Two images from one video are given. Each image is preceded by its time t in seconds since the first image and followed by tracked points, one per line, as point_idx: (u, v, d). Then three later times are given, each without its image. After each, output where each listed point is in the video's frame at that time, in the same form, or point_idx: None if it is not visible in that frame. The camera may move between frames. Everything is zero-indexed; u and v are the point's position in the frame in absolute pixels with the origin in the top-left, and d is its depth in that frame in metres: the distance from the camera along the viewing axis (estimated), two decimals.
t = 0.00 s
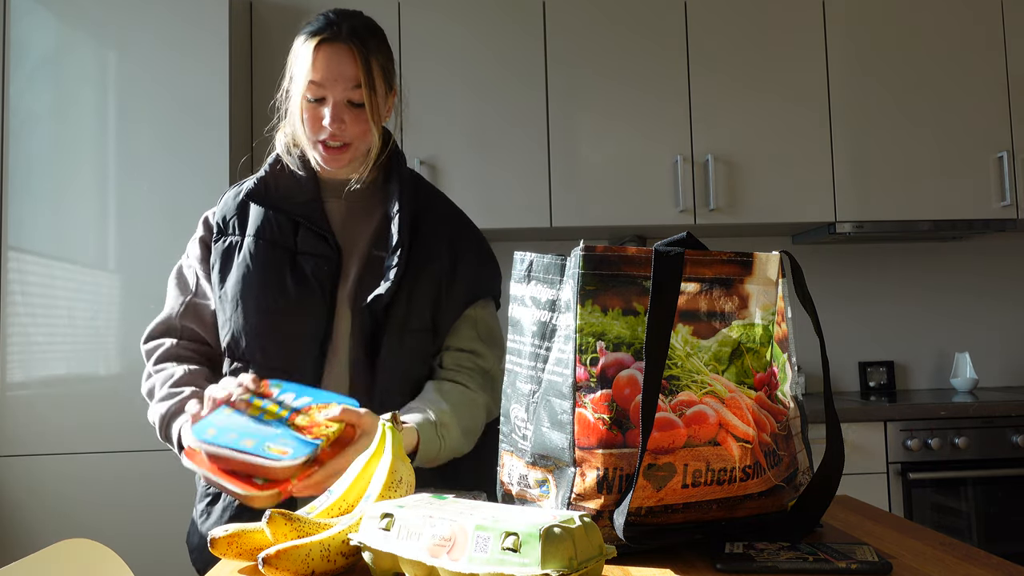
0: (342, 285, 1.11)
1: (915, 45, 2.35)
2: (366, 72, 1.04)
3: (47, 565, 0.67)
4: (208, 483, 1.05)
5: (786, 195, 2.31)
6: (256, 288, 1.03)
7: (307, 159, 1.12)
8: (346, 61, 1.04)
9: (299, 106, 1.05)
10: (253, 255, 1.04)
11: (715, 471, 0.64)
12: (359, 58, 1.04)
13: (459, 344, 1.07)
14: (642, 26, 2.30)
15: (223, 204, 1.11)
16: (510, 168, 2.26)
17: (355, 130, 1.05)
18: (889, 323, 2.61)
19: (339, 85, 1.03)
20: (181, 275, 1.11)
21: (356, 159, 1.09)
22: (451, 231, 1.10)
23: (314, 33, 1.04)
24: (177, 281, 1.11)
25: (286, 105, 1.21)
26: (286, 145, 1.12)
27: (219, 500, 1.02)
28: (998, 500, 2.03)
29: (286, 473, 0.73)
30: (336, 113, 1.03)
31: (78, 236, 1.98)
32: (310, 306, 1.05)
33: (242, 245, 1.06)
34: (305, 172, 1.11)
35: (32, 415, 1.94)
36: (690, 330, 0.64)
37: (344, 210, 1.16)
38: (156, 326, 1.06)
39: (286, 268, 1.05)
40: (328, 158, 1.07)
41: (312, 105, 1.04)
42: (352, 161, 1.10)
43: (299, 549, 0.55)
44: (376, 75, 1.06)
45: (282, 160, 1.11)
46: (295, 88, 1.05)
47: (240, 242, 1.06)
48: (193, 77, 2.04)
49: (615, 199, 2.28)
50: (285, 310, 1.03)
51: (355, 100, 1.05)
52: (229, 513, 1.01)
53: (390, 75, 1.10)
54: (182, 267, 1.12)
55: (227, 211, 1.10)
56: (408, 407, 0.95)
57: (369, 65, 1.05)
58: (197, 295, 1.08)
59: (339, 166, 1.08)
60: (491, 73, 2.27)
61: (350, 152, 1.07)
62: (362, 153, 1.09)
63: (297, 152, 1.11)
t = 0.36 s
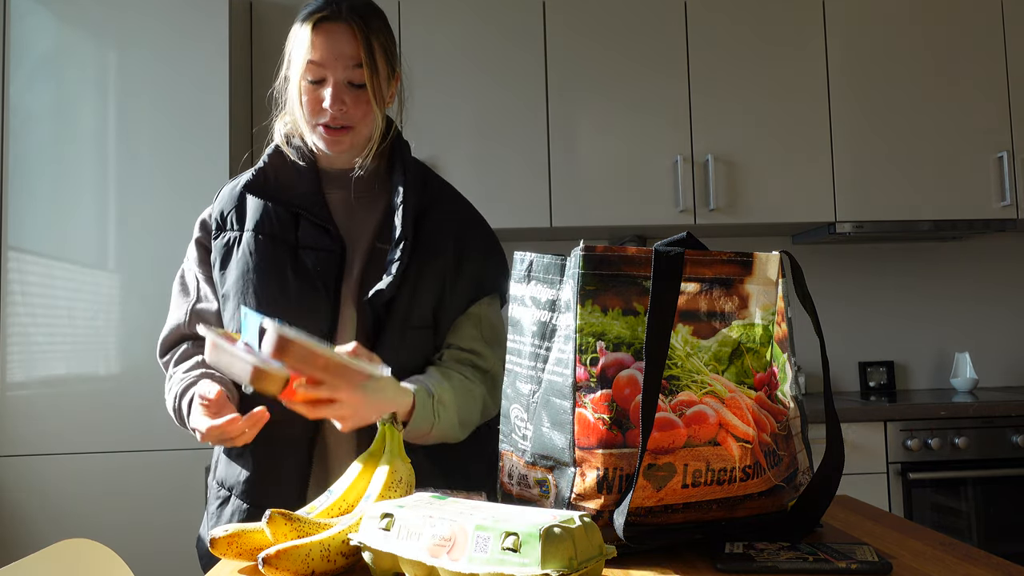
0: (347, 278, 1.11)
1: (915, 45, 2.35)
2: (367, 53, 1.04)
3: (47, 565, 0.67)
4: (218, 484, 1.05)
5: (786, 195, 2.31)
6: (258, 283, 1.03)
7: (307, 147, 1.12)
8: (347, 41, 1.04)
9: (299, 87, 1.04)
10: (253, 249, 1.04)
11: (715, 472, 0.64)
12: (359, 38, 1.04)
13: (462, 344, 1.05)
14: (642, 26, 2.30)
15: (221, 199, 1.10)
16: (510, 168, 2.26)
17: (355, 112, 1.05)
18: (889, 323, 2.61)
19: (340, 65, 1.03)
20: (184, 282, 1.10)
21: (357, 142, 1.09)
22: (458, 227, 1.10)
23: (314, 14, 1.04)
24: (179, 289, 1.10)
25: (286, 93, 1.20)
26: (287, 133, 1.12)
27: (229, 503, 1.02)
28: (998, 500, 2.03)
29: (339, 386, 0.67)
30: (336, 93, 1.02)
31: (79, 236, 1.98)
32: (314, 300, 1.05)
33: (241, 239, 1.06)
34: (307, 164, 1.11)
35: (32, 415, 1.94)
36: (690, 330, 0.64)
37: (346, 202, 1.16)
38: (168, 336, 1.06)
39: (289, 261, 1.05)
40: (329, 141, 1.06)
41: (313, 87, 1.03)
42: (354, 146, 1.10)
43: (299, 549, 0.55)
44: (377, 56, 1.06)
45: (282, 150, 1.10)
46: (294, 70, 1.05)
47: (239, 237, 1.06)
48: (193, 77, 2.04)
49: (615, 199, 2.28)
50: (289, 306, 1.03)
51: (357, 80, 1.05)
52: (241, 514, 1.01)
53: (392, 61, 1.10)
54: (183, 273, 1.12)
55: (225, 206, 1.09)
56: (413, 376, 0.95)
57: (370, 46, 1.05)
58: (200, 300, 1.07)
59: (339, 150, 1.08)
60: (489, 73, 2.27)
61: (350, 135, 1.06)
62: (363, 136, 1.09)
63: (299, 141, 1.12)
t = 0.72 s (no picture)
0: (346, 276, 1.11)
1: (915, 45, 2.35)
2: (372, 56, 1.05)
3: (47, 565, 0.67)
4: (220, 480, 1.05)
5: (786, 195, 2.31)
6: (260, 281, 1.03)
7: (311, 149, 1.11)
8: (353, 43, 1.05)
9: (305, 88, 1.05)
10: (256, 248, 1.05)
11: (715, 471, 0.64)
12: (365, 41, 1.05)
13: (443, 335, 1.05)
14: (642, 26, 2.30)
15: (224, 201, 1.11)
16: (510, 169, 2.26)
17: (361, 112, 1.05)
18: (889, 323, 2.61)
19: (345, 66, 1.04)
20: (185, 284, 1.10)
21: (361, 142, 1.08)
22: (455, 226, 1.11)
23: (321, 18, 1.05)
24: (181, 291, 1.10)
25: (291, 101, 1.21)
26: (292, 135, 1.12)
27: (231, 498, 1.02)
28: (998, 500, 2.03)
29: (297, 286, 0.71)
30: (342, 92, 1.03)
31: (79, 236, 1.98)
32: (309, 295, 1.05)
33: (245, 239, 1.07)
34: (311, 165, 1.10)
35: (32, 415, 1.94)
36: (690, 330, 0.64)
37: (349, 204, 1.14)
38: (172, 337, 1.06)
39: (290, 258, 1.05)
40: (334, 140, 1.06)
41: (319, 87, 1.04)
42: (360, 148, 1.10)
43: (299, 549, 0.55)
44: (382, 59, 1.07)
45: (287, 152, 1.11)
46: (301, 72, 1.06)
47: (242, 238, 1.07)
48: (193, 77, 2.04)
49: (615, 199, 2.28)
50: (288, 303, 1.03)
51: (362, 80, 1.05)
52: (243, 510, 1.00)
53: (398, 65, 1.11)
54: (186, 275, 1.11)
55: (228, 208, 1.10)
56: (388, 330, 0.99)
57: (375, 49, 1.06)
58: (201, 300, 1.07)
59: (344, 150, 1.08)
60: (489, 73, 2.27)
61: (356, 135, 1.06)
62: (368, 138, 1.09)
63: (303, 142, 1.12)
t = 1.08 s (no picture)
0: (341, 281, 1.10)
1: (915, 45, 2.35)
2: (376, 71, 1.06)
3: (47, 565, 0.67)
4: (212, 471, 1.06)
5: (786, 195, 2.31)
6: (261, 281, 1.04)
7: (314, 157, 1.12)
8: (357, 58, 1.06)
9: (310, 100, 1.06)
10: (258, 250, 1.05)
11: (715, 471, 0.64)
12: (370, 57, 1.06)
13: (437, 338, 1.06)
14: (642, 26, 2.30)
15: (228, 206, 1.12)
16: (509, 169, 2.26)
17: (363, 124, 1.06)
18: (889, 323, 2.61)
19: (350, 80, 1.05)
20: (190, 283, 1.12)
21: (363, 153, 1.09)
22: (450, 232, 1.11)
23: (328, 34, 1.06)
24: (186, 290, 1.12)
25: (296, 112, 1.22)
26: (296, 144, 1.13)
27: (220, 489, 1.03)
28: (998, 499, 2.03)
29: (279, 304, 0.74)
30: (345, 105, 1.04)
31: (78, 236, 1.98)
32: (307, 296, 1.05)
33: (246, 240, 1.07)
34: (313, 171, 1.11)
35: (32, 415, 1.94)
36: (690, 330, 0.64)
37: (349, 211, 1.15)
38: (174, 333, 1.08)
39: (290, 260, 1.05)
40: (336, 150, 1.07)
41: (323, 98, 1.05)
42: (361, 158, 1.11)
43: (299, 549, 0.55)
44: (386, 75, 1.08)
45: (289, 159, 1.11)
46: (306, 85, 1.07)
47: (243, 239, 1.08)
48: (193, 78, 2.04)
49: (615, 200, 2.28)
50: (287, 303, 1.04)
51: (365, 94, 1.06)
52: (231, 500, 1.01)
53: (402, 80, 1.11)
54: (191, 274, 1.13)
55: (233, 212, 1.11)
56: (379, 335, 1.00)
57: (380, 65, 1.07)
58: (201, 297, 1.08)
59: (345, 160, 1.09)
60: (488, 73, 2.27)
61: (357, 145, 1.07)
62: (369, 148, 1.10)
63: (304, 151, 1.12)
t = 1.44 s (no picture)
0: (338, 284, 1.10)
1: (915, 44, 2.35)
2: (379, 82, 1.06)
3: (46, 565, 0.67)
4: (210, 468, 1.06)
5: (785, 195, 2.31)
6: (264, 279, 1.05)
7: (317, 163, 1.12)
8: (361, 69, 1.06)
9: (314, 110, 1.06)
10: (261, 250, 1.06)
11: (715, 471, 0.64)
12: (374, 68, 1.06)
13: (430, 336, 1.05)
14: (642, 25, 2.30)
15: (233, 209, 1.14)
16: (509, 170, 2.26)
17: (366, 134, 1.06)
18: (889, 323, 2.61)
19: (354, 91, 1.05)
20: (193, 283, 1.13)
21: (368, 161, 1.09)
22: (446, 239, 1.11)
23: (332, 45, 1.06)
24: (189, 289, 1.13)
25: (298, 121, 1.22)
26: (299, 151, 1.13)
27: (219, 484, 1.03)
28: (998, 499, 2.03)
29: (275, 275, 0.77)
30: (349, 115, 1.03)
31: (78, 236, 1.98)
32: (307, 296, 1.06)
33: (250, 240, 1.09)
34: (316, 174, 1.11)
35: (32, 415, 1.94)
36: (690, 330, 0.64)
37: (351, 215, 1.14)
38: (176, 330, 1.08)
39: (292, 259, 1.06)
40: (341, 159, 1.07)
41: (328, 109, 1.05)
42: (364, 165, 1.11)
43: (299, 549, 0.55)
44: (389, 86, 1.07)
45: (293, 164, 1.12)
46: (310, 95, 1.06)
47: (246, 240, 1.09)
48: (193, 78, 2.04)
49: (615, 200, 2.28)
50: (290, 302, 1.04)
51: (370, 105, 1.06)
52: (230, 494, 1.01)
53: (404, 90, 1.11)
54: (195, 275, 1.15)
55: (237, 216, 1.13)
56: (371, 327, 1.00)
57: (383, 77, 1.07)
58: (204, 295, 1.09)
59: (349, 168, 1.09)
60: (488, 73, 2.27)
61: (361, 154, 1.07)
62: (372, 156, 1.10)
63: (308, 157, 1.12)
